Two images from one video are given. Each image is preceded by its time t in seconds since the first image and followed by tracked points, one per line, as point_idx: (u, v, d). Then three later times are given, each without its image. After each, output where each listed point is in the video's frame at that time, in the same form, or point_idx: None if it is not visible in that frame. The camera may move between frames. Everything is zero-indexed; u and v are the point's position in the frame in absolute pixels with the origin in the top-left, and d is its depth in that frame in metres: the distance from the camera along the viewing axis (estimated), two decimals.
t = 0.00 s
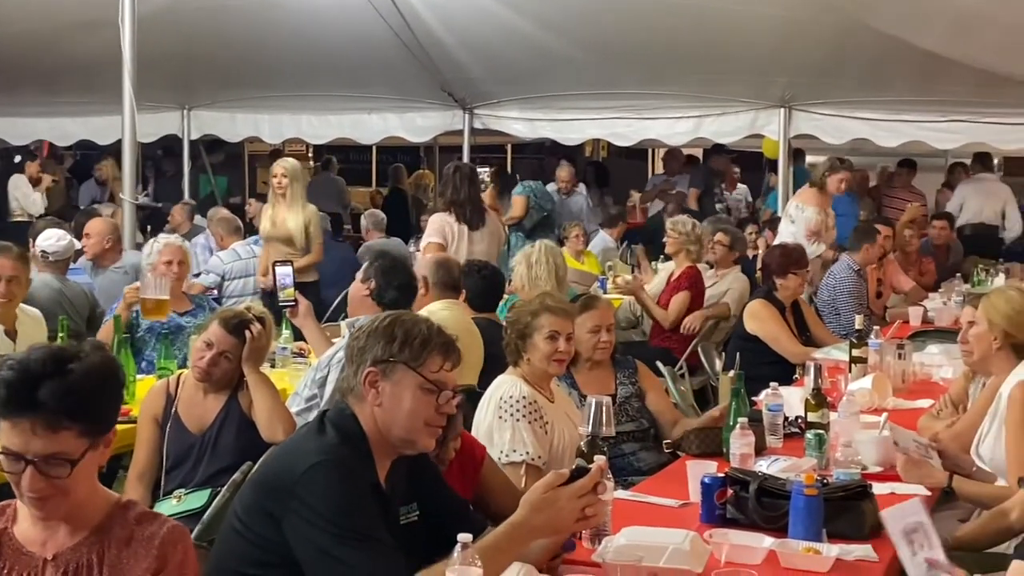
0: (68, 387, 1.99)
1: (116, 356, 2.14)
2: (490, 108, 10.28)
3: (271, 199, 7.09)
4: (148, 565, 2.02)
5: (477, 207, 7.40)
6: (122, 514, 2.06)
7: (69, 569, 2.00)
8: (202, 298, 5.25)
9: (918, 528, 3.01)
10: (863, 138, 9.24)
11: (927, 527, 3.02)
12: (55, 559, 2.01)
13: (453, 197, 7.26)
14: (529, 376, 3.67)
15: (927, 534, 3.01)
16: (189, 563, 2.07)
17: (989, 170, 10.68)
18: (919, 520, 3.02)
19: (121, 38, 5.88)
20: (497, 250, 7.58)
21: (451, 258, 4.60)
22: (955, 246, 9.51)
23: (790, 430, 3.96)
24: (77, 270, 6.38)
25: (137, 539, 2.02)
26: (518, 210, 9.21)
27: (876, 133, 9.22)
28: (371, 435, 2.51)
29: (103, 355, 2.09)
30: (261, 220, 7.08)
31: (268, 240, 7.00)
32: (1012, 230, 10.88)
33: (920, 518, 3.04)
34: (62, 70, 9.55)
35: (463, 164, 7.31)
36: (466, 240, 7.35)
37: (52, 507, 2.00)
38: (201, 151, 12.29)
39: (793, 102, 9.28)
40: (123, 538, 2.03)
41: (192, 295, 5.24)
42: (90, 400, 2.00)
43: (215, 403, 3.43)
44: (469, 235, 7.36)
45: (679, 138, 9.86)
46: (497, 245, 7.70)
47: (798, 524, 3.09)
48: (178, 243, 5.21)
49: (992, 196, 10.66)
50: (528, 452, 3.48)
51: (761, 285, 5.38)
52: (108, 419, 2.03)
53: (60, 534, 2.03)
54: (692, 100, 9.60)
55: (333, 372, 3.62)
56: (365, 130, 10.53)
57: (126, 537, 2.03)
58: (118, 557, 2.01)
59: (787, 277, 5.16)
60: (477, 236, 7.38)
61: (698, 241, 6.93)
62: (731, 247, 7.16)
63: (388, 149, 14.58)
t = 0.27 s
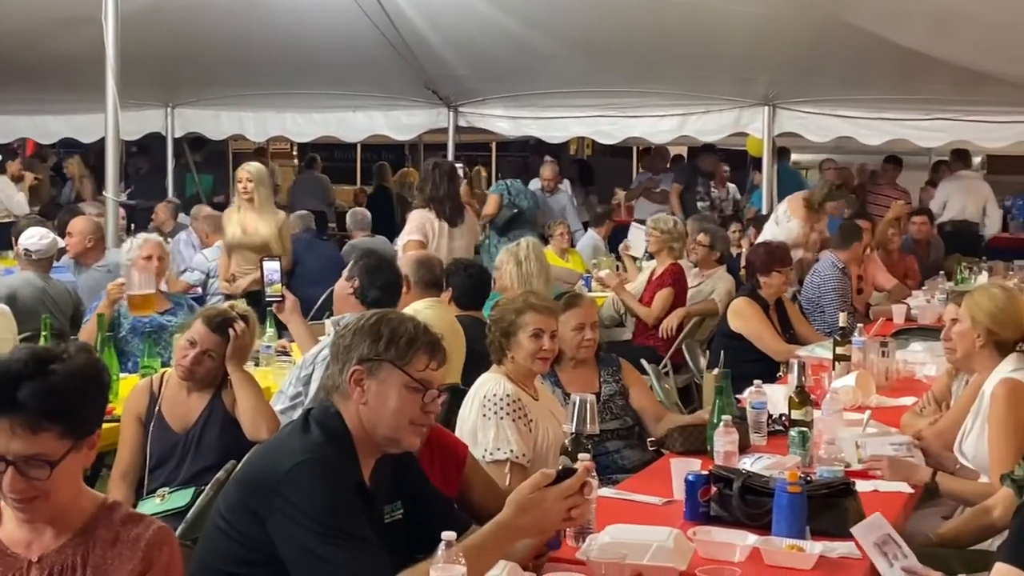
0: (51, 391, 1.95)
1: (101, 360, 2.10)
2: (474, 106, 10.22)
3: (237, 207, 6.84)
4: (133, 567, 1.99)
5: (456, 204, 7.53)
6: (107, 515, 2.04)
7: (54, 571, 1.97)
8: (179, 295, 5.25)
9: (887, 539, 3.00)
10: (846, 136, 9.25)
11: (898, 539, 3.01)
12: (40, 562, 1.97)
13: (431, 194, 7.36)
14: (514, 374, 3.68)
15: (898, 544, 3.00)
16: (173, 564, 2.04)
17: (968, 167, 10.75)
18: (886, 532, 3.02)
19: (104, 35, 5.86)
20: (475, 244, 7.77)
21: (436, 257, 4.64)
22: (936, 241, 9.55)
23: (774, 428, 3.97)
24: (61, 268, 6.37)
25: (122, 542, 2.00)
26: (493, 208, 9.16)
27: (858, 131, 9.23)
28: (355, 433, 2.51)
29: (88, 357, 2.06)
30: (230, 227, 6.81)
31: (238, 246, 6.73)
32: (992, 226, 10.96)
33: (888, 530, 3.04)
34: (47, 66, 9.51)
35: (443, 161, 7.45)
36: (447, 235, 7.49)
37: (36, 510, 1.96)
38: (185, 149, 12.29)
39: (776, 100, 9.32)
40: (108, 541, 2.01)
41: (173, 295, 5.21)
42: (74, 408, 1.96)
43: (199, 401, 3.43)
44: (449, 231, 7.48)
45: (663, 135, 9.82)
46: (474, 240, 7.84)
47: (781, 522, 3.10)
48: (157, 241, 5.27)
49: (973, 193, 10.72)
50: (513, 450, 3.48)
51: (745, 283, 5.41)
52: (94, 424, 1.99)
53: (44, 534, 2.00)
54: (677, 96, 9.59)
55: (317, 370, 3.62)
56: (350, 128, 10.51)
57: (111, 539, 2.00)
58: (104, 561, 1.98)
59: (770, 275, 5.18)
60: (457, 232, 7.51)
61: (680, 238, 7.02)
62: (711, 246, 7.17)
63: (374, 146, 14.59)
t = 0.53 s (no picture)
0: (20, 383, 1.95)
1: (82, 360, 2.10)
2: (460, 104, 10.27)
3: (199, 201, 6.82)
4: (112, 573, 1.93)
5: (434, 202, 7.77)
6: (88, 520, 1.98)
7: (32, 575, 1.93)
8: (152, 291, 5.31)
9: (881, 526, 3.09)
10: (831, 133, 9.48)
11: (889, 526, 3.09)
12: (18, 565, 1.93)
13: (412, 191, 7.65)
14: (499, 372, 3.68)
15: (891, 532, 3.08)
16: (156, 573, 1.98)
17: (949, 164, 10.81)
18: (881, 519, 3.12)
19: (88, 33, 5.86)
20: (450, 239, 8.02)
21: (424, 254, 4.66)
22: (919, 238, 9.60)
23: (758, 425, 3.98)
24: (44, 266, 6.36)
25: (101, 546, 1.94)
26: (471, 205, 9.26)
27: (844, 129, 9.47)
28: (340, 431, 2.51)
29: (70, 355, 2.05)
30: (191, 221, 6.78)
31: (199, 240, 6.70)
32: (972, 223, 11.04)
33: (881, 517, 3.13)
34: (31, 64, 9.47)
35: (423, 159, 7.70)
36: (424, 232, 7.72)
37: (9, 507, 1.93)
38: (169, 147, 12.27)
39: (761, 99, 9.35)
40: (87, 547, 1.95)
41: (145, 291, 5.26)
42: (43, 399, 1.95)
43: (182, 399, 3.42)
44: (427, 227, 7.73)
45: (648, 133, 9.96)
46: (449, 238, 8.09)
47: (764, 518, 3.12)
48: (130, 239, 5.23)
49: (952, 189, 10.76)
50: (497, 447, 3.49)
51: (729, 280, 5.43)
52: (63, 420, 1.97)
53: (23, 541, 1.95)
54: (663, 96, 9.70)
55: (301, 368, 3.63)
56: (334, 127, 10.65)
57: (91, 545, 1.95)
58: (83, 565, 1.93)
59: (755, 273, 5.20)
60: (434, 228, 7.77)
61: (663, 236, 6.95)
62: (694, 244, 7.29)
63: (358, 143, 14.59)
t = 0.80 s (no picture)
0: None
1: (62, 351, 1.99)
2: (444, 102, 10.22)
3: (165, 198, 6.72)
4: None
5: (411, 199, 7.70)
6: (69, 524, 1.91)
7: None
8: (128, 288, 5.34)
9: (854, 535, 2.97)
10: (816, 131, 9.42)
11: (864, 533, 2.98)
12: None
13: (388, 189, 7.59)
14: (484, 369, 3.68)
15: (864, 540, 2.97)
16: None
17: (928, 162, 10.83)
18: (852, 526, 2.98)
19: (71, 30, 5.85)
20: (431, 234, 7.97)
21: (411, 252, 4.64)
22: (903, 236, 9.64)
23: (743, 422, 3.99)
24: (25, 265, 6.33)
25: (83, 552, 1.87)
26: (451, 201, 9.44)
27: (829, 127, 9.39)
28: (323, 429, 2.50)
29: (52, 347, 1.95)
30: (157, 220, 6.71)
31: (163, 242, 6.66)
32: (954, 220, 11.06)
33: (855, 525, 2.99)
34: (14, 61, 9.43)
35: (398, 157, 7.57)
36: (401, 230, 7.65)
37: None
38: (152, 145, 12.24)
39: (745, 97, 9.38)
40: (68, 551, 1.88)
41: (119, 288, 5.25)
42: (23, 393, 1.84)
43: (166, 397, 3.42)
44: (403, 226, 7.67)
45: (633, 131, 9.86)
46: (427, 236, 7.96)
47: (748, 515, 3.12)
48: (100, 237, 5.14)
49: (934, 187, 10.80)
50: (482, 445, 3.49)
51: (714, 278, 5.45)
52: (44, 415, 1.87)
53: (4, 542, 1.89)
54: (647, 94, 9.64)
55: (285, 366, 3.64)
56: (319, 125, 10.52)
57: (73, 550, 1.88)
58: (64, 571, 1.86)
59: (739, 270, 5.22)
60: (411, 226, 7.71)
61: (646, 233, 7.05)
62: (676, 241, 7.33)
63: (343, 142, 14.58)
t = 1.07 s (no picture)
0: None
1: (50, 342, 2.00)
2: (428, 100, 10.15)
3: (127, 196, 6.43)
4: None
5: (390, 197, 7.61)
6: (60, 518, 1.90)
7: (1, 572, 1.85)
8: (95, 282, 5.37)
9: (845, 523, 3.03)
10: (800, 129, 9.49)
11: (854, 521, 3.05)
12: None
13: (366, 187, 7.49)
14: (469, 368, 3.68)
15: (855, 528, 3.03)
16: None
17: (911, 161, 10.99)
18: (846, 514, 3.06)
19: (53, 27, 5.83)
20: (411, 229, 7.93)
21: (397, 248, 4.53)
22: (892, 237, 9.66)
23: (727, 420, 4.00)
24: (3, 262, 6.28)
25: (74, 546, 1.85)
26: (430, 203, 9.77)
27: (813, 126, 9.50)
28: (307, 426, 2.49)
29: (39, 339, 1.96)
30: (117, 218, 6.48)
31: (121, 241, 6.43)
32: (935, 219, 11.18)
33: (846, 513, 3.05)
34: None
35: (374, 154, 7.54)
36: (380, 228, 7.51)
37: None
38: (135, 144, 12.19)
39: (729, 95, 9.41)
40: (58, 545, 1.87)
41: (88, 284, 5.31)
42: (10, 379, 1.86)
43: (150, 396, 3.40)
44: (383, 223, 7.54)
45: (616, 129, 9.96)
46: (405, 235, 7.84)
47: (733, 513, 3.13)
48: (73, 239, 5.05)
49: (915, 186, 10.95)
50: (467, 443, 3.49)
51: (699, 276, 5.46)
52: (31, 403, 1.87)
53: None
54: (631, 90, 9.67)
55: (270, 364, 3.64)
56: (304, 123, 10.54)
57: (64, 544, 1.86)
58: (54, 564, 1.85)
59: (724, 268, 5.24)
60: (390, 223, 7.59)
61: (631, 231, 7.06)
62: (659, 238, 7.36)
63: (327, 141, 14.56)
